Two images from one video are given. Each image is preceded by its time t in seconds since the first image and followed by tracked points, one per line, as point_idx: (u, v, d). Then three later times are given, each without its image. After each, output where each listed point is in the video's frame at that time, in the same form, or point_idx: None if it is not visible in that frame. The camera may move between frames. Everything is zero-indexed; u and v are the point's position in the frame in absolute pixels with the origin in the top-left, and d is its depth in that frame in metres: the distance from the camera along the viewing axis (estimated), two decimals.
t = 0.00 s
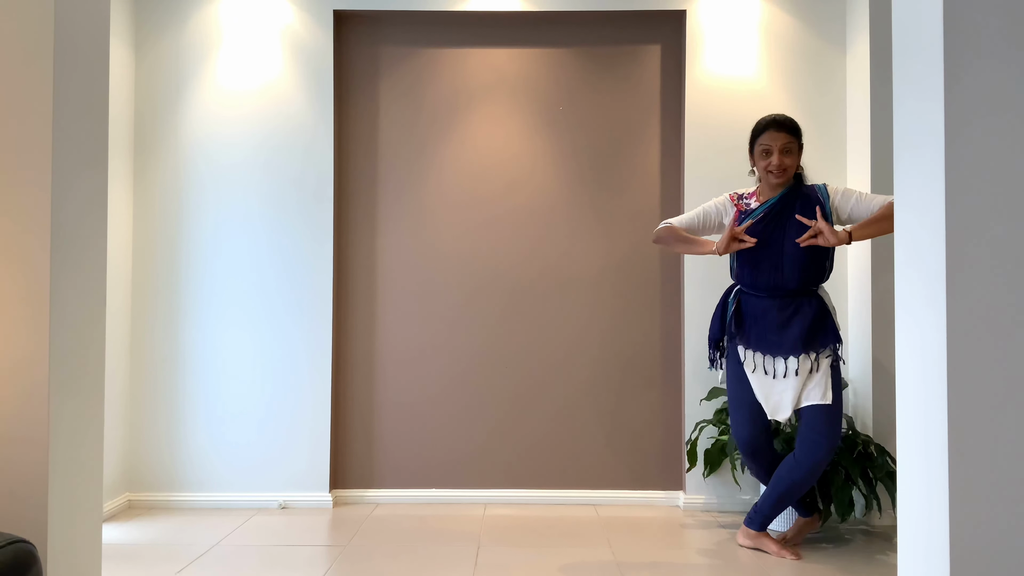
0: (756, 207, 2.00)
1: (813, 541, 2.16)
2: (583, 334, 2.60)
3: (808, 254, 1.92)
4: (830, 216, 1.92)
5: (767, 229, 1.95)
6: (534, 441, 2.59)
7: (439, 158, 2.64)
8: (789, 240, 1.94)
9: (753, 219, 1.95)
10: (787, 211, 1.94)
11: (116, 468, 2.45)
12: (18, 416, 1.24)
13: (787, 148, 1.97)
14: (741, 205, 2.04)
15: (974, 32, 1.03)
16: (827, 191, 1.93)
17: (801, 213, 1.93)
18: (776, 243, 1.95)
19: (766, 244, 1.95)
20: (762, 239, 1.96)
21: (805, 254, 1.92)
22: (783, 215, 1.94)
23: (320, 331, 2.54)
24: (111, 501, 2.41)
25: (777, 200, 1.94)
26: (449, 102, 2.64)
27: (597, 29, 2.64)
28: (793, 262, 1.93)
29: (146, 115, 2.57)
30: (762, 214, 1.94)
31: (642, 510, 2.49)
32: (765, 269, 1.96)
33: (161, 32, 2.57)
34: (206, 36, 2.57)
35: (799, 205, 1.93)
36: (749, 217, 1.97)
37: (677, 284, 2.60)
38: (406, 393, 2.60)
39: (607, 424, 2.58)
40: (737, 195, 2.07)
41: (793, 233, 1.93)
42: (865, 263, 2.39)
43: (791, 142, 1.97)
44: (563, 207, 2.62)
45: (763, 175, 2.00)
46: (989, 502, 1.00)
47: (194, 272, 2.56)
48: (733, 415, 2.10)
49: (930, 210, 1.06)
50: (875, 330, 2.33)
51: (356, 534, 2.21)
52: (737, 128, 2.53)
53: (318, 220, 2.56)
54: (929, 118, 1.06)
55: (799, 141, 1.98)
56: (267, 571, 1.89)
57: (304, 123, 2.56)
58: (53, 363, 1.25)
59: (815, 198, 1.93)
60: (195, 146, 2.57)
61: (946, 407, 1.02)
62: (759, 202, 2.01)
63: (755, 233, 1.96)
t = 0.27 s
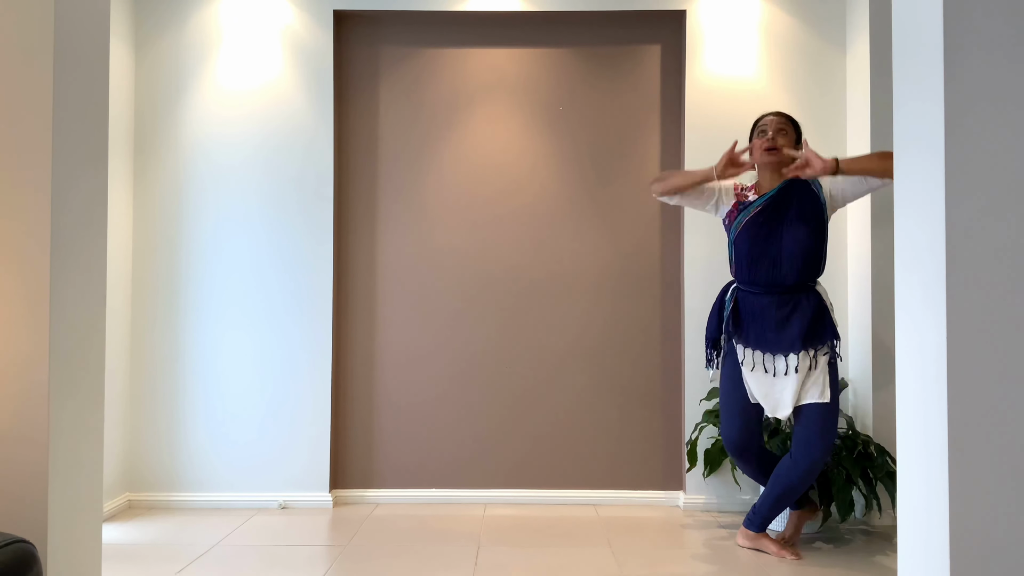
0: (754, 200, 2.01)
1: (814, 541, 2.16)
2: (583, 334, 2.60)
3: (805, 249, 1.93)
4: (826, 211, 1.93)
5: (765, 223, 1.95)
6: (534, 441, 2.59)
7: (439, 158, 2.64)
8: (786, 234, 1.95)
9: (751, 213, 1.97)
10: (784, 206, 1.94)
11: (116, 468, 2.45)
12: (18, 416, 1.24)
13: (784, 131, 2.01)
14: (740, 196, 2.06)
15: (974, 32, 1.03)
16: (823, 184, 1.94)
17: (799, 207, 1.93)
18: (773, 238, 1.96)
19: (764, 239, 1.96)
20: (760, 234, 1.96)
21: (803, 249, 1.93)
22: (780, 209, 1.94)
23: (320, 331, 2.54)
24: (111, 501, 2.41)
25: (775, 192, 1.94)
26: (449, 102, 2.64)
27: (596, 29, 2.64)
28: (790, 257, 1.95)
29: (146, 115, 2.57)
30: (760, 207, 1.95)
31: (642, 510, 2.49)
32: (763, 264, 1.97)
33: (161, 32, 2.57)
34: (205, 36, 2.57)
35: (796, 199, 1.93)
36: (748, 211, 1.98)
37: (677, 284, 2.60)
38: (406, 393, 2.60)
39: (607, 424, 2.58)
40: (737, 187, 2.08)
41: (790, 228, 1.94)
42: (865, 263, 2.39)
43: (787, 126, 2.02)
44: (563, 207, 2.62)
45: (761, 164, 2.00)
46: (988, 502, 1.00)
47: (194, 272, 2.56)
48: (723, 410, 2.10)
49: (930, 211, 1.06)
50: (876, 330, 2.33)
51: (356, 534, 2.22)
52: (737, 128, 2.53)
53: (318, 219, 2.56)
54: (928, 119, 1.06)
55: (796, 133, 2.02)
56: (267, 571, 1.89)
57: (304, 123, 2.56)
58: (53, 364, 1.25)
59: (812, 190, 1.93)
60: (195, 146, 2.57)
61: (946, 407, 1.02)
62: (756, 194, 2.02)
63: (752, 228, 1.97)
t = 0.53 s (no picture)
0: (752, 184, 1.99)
1: (813, 540, 2.15)
2: (583, 334, 2.60)
3: (803, 232, 1.90)
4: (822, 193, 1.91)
5: (762, 207, 1.92)
6: (534, 441, 2.59)
7: (439, 158, 2.64)
8: (784, 216, 1.92)
9: (748, 197, 1.94)
10: (781, 190, 1.92)
11: (116, 468, 2.45)
12: (18, 416, 1.24)
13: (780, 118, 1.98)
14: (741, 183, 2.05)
15: (974, 32, 1.03)
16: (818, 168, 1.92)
17: (795, 191, 1.91)
18: (771, 223, 1.93)
19: (762, 223, 1.93)
20: (758, 218, 1.93)
21: (801, 231, 1.90)
22: (777, 194, 1.92)
23: (320, 331, 2.54)
24: (111, 501, 2.41)
25: (772, 177, 1.93)
26: (449, 102, 2.64)
27: (596, 29, 2.65)
28: (789, 240, 1.91)
29: (146, 115, 2.57)
30: (757, 191, 1.93)
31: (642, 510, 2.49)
32: (760, 249, 1.94)
33: (161, 32, 2.57)
34: (205, 36, 2.57)
35: (793, 183, 1.92)
36: (745, 195, 1.96)
37: (677, 283, 2.60)
38: (406, 393, 2.60)
39: (607, 424, 2.58)
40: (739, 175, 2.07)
41: (788, 211, 1.91)
42: (865, 263, 2.39)
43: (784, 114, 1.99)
44: (563, 207, 2.62)
45: (760, 151, 2.00)
46: (989, 502, 1.00)
47: (194, 272, 2.56)
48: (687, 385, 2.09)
49: (930, 211, 1.06)
50: (876, 330, 2.33)
51: (356, 534, 2.21)
52: (737, 128, 2.52)
53: (318, 219, 2.56)
54: (928, 119, 1.06)
55: (792, 116, 1.99)
56: (267, 571, 1.89)
57: (304, 123, 2.56)
58: (53, 364, 1.25)
59: (807, 175, 1.92)
60: (195, 146, 2.57)
61: (946, 407, 1.02)
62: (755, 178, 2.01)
63: (749, 212, 1.94)
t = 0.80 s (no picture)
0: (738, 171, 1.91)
1: (813, 541, 2.15)
2: (583, 334, 2.60)
3: (787, 220, 1.84)
4: (805, 181, 1.84)
5: (746, 195, 1.85)
6: (534, 441, 2.59)
7: (438, 158, 2.64)
8: (767, 204, 1.85)
9: (735, 182, 1.87)
10: (767, 176, 1.85)
11: (116, 468, 2.45)
12: (18, 417, 1.24)
13: (770, 110, 1.91)
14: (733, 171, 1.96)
15: (974, 33, 1.03)
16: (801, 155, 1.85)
17: (779, 179, 1.84)
18: (755, 209, 1.86)
19: (747, 210, 1.86)
20: (743, 205, 1.86)
21: (784, 219, 1.83)
22: (763, 179, 1.85)
23: (320, 331, 2.54)
24: (111, 501, 2.41)
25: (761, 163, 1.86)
26: (449, 102, 2.64)
27: (597, 29, 2.65)
28: (772, 228, 1.85)
29: (146, 115, 2.57)
30: (745, 176, 1.85)
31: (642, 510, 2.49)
32: (744, 236, 1.87)
33: (161, 32, 2.57)
34: (205, 36, 2.57)
35: (781, 169, 1.85)
36: (730, 183, 1.89)
37: (677, 283, 2.60)
38: (406, 393, 2.60)
39: (607, 424, 2.58)
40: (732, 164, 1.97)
41: (771, 199, 1.84)
42: (865, 263, 2.39)
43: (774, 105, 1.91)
44: (563, 207, 2.62)
45: (749, 145, 1.92)
46: (989, 503, 1.00)
47: (194, 272, 2.56)
48: (674, 378, 2.01)
49: (930, 212, 1.06)
50: (875, 331, 2.33)
51: (356, 534, 2.21)
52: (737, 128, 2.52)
53: (318, 219, 2.56)
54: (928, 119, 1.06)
55: (783, 107, 1.92)
56: (267, 571, 1.89)
57: (304, 122, 2.56)
58: (53, 364, 1.25)
59: (790, 162, 1.85)
60: (195, 146, 2.57)
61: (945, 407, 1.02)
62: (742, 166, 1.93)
63: (735, 198, 1.87)
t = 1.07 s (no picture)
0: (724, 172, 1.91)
1: (813, 540, 2.15)
2: (583, 334, 2.60)
3: (770, 221, 1.82)
4: (787, 182, 1.83)
5: (729, 196, 1.84)
6: (534, 441, 2.59)
7: (438, 158, 2.64)
8: (749, 205, 1.83)
9: (720, 183, 1.85)
10: (750, 177, 1.83)
11: (116, 468, 2.45)
12: (19, 417, 1.24)
13: (755, 114, 1.92)
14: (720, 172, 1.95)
15: (974, 32, 1.03)
16: (783, 157, 1.84)
17: (762, 180, 1.82)
18: (738, 210, 1.84)
19: (730, 211, 1.85)
20: (726, 206, 1.85)
21: (767, 220, 1.82)
22: (746, 180, 1.83)
23: (320, 331, 2.54)
24: (111, 501, 2.41)
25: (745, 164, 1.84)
26: (449, 102, 2.64)
27: (597, 29, 2.65)
28: (755, 229, 1.83)
29: (146, 115, 2.57)
30: (730, 177, 1.84)
31: (642, 510, 2.49)
32: (726, 237, 1.86)
33: (161, 32, 2.57)
34: (205, 36, 2.57)
35: (764, 170, 1.83)
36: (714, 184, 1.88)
37: (677, 283, 2.60)
38: (406, 394, 2.60)
39: (607, 424, 2.58)
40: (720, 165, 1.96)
41: (754, 200, 1.83)
42: (864, 263, 2.39)
43: (758, 109, 1.93)
44: (563, 207, 2.62)
45: (733, 147, 1.93)
46: (990, 502, 1.00)
47: (194, 272, 2.56)
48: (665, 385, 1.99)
49: (930, 213, 1.06)
50: (875, 331, 2.33)
51: (356, 534, 2.21)
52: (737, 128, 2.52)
53: (318, 219, 2.56)
54: (928, 119, 1.06)
55: (768, 113, 1.94)
56: (267, 571, 1.89)
57: (304, 122, 2.56)
58: (53, 364, 1.25)
59: (772, 163, 1.83)
60: (196, 146, 2.57)
61: (946, 407, 1.02)
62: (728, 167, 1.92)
63: (718, 199, 1.85)
